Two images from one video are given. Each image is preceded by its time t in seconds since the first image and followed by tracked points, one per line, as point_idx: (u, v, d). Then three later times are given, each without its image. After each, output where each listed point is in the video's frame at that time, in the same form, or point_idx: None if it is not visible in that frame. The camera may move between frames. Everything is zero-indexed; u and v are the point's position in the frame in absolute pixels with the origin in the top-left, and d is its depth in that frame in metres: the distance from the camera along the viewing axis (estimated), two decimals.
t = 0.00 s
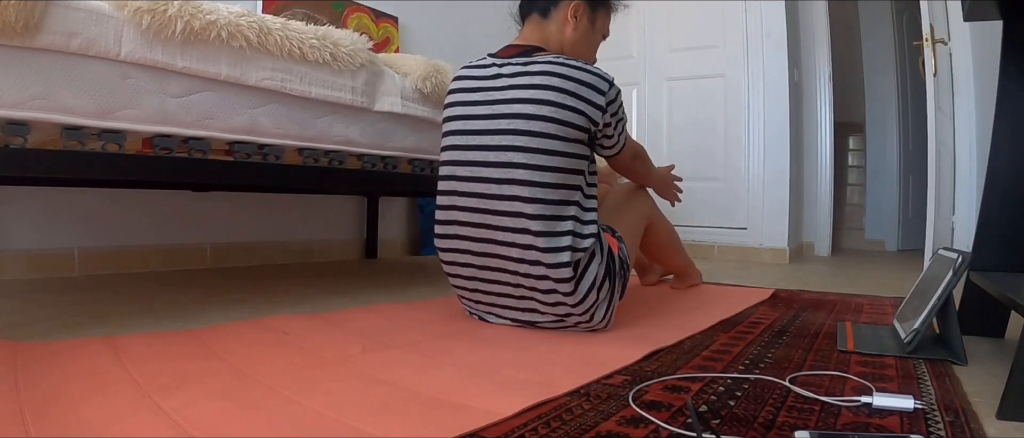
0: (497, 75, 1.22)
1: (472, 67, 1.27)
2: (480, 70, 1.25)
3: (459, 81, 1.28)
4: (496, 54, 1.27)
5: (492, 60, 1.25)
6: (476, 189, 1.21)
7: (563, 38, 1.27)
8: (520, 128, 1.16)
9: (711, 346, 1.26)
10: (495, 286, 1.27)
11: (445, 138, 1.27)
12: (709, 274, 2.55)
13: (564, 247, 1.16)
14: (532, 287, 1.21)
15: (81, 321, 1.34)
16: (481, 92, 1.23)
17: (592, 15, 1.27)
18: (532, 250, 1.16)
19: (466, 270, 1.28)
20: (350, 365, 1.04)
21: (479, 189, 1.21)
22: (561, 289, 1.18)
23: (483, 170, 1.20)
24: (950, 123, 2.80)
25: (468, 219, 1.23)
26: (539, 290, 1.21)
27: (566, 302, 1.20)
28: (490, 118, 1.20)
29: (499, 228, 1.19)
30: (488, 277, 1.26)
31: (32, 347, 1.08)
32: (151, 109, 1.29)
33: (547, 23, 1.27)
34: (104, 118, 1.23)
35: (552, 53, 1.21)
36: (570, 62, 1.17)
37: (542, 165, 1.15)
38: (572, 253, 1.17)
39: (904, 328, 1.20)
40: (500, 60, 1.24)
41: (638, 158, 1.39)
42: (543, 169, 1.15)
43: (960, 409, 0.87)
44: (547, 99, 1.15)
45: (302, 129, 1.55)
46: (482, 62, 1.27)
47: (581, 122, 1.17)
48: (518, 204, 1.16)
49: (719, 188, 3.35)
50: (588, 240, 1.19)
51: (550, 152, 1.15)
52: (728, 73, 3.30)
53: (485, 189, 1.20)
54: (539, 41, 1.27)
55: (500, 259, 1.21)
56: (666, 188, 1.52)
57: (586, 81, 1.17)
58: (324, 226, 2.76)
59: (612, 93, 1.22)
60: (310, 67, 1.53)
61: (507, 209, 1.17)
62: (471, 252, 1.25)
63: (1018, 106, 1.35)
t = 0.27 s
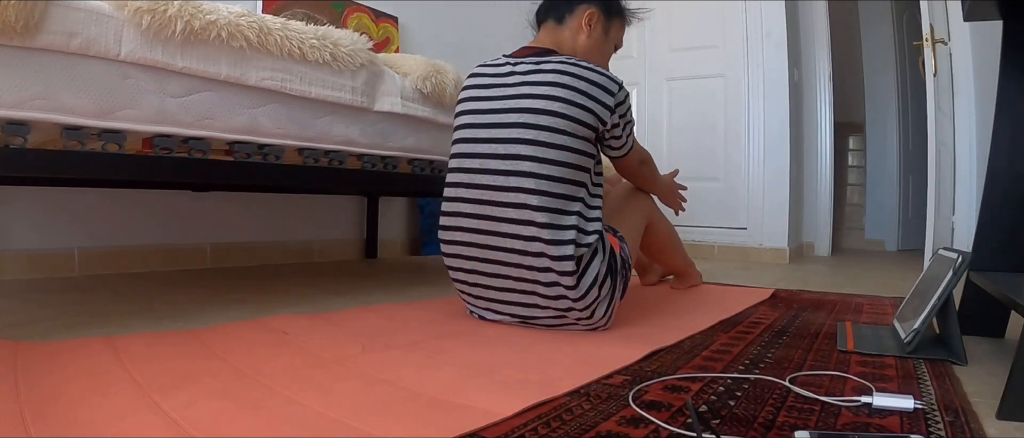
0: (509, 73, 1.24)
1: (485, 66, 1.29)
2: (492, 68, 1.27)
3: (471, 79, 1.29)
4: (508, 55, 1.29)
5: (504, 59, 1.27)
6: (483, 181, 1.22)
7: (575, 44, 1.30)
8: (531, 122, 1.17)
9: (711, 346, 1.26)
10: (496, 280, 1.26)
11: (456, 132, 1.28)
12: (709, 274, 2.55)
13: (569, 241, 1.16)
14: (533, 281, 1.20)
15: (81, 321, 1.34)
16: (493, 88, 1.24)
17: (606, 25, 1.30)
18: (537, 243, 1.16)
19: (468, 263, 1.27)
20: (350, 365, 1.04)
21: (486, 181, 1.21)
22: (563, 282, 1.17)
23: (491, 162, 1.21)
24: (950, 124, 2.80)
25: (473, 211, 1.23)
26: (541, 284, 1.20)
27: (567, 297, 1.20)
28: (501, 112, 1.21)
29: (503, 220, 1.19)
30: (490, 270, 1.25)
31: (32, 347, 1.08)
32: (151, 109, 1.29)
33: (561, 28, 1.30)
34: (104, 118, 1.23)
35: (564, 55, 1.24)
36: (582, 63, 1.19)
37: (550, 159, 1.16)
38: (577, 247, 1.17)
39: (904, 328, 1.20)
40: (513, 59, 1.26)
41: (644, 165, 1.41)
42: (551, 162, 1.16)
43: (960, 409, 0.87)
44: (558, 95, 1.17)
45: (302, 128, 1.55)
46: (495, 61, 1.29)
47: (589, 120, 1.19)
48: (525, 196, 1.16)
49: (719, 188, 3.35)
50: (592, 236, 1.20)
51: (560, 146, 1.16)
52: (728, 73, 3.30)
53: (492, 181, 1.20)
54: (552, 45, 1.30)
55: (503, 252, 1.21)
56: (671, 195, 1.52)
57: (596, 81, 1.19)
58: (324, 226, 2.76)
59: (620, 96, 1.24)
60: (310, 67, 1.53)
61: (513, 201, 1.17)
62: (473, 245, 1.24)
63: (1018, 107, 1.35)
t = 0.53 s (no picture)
0: (513, 73, 1.24)
1: (490, 66, 1.30)
2: (497, 68, 1.28)
3: (476, 78, 1.30)
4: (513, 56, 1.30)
5: (509, 60, 1.28)
6: (485, 178, 1.22)
7: (579, 46, 1.30)
8: (533, 119, 1.17)
9: (711, 346, 1.26)
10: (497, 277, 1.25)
11: (460, 129, 1.29)
12: (709, 274, 2.55)
13: (570, 238, 1.16)
14: (534, 278, 1.20)
15: (81, 321, 1.34)
16: (497, 87, 1.25)
17: (611, 29, 1.30)
18: (539, 239, 1.16)
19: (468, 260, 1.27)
20: (350, 365, 1.04)
21: (489, 178, 1.21)
22: (564, 279, 1.17)
23: (493, 159, 1.21)
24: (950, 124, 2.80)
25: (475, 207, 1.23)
26: (542, 281, 1.20)
27: (568, 294, 1.19)
28: (504, 110, 1.21)
29: (505, 215, 1.19)
30: (490, 267, 1.25)
31: (32, 347, 1.08)
32: (151, 109, 1.29)
33: (565, 30, 1.30)
34: (104, 118, 1.23)
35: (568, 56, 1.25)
36: (585, 63, 1.20)
37: (552, 156, 1.16)
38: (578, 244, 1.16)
39: (904, 328, 1.20)
40: (517, 59, 1.26)
41: (645, 168, 1.43)
42: (552, 159, 1.16)
43: (959, 409, 0.87)
44: (561, 93, 1.17)
45: (302, 128, 1.55)
46: (500, 62, 1.30)
47: (591, 118, 1.19)
48: (527, 192, 1.16)
49: (719, 188, 3.35)
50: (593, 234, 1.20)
51: (562, 143, 1.16)
52: (728, 73, 3.30)
53: (495, 177, 1.20)
54: (556, 47, 1.30)
55: (504, 248, 1.20)
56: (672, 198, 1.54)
57: (599, 81, 1.20)
58: (323, 226, 2.76)
59: (623, 96, 1.25)
60: (310, 67, 1.53)
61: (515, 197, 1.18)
62: (475, 241, 1.24)
63: (1017, 107, 1.35)
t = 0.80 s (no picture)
0: (508, 73, 1.24)
1: (484, 66, 1.29)
2: (491, 69, 1.27)
3: (470, 79, 1.30)
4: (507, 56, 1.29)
5: (503, 60, 1.28)
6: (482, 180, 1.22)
7: (572, 43, 1.30)
8: (529, 121, 1.17)
9: (711, 346, 1.26)
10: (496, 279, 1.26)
11: (455, 132, 1.28)
12: (709, 274, 2.55)
13: (568, 239, 1.16)
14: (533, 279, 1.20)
15: (81, 321, 1.34)
16: (492, 87, 1.24)
17: (604, 25, 1.30)
18: (537, 241, 1.16)
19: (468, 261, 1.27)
20: (350, 365, 1.04)
21: (486, 181, 1.21)
22: (563, 280, 1.17)
23: (490, 161, 1.21)
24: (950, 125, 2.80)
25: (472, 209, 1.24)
26: (541, 283, 1.20)
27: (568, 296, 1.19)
28: (500, 112, 1.21)
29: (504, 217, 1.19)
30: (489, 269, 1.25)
31: (32, 347, 1.08)
32: (151, 109, 1.29)
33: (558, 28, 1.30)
34: (104, 118, 1.23)
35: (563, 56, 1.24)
36: (579, 63, 1.19)
37: (549, 157, 1.16)
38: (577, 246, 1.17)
39: (904, 328, 1.20)
40: (512, 60, 1.26)
41: (643, 167, 1.42)
42: (549, 160, 1.16)
43: (960, 409, 0.87)
44: (556, 94, 1.17)
45: (302, 129, 1.55)
46: (493, 62, 1.29)
47: (587, 119, 1.19)
48: (524, 194, 1.16)
49: (719, 188, 3.35)
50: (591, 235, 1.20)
51: (559, 145, 1.16)
52: (728, 73, 3.30)
53: (494, 179, 1.20)
54: (550, 46, 1.30)
55: (503, 251, 1.21)
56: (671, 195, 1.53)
57: (594, 80, 1.20)
58: (323, 226, 2.76)
59: (618, 95, 1.25)
60: (310, 67, 1.53)
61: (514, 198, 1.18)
62: (473, 243, 1.24)
63: (1017, 107, 1.35)
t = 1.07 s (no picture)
0: (495, 76, 1.22)
1: (471, 68, 1.28)
2: (478, 71, 1.25)
3: (458, 82, 1.28)
4: (494, 56, 1.27)
5: (490, 61, 1.26)
6: (474, 188, 1.21)
7: (560, 39, 1.28)
8: (518, 126, 1.16)
9: (711, 346, 1.26)
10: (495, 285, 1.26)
11: (446, 138, 1.27)
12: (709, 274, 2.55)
13: (563, 245, 1.16)
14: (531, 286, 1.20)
15: (81, 321, 1.34)
16: (480, 91, 1.23)
17: (589, 18, 1.29)
18: (532, 248, 1.16)
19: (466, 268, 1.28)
20: (350, 365, 1.04)
21: (478, 188, 1.21)
22: (560, 287, 1.18)
23: (482, 168, 1.20)
24: (949, 125, 2.80)
25: (466, 217, 1.23)
26: (539, 289, 1.20)
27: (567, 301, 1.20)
28: (488, 117, 1.20)
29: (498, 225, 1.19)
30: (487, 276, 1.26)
31: (32, 347, 1.08)
32: (151, 109, 1.29)
33: (544, 24, 1.28)
34: (104, 118, 1.23)
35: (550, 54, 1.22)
36: (567, 62, 1.17)
37: (541, 163, 1.15)
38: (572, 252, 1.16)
39: (904, 328, 1.20)
40: (499, 61, 1.24)
41: (638, 162, 1.42)
42: (541, 166, 1.15)
43: (960, 409, 0.87)
44: (544, 97, 1.16)
45: (301, 129, 1.55)
46: (480, 63, 1.27)
47: (578, 121, 1.17)
48: (517, 202, 1.16)
49: (719, 188, 3.35)
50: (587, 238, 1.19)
51: (549, 150, 1.16)
52: (728, 73, 3.30)
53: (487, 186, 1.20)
54: (537, 43, 1.29)
55: (500, 258, 1.21)
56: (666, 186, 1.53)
57: (583, 80, 1.18)
58: (323, 226, 2.76)
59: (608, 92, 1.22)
60: (310, 67, 1.53)
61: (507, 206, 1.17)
62: (470, 251, 1.25)
63: (1017, 106, 1.35)
